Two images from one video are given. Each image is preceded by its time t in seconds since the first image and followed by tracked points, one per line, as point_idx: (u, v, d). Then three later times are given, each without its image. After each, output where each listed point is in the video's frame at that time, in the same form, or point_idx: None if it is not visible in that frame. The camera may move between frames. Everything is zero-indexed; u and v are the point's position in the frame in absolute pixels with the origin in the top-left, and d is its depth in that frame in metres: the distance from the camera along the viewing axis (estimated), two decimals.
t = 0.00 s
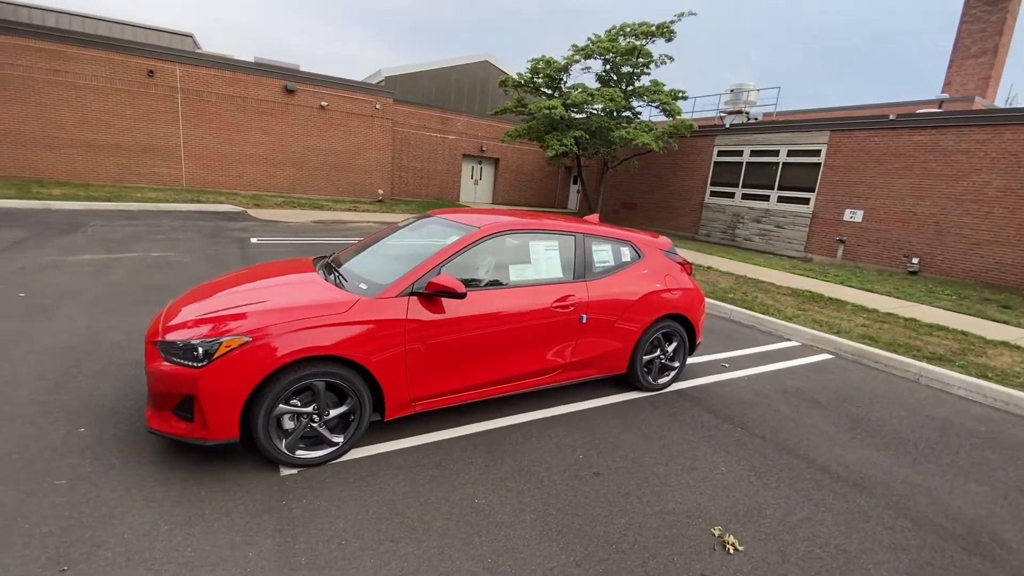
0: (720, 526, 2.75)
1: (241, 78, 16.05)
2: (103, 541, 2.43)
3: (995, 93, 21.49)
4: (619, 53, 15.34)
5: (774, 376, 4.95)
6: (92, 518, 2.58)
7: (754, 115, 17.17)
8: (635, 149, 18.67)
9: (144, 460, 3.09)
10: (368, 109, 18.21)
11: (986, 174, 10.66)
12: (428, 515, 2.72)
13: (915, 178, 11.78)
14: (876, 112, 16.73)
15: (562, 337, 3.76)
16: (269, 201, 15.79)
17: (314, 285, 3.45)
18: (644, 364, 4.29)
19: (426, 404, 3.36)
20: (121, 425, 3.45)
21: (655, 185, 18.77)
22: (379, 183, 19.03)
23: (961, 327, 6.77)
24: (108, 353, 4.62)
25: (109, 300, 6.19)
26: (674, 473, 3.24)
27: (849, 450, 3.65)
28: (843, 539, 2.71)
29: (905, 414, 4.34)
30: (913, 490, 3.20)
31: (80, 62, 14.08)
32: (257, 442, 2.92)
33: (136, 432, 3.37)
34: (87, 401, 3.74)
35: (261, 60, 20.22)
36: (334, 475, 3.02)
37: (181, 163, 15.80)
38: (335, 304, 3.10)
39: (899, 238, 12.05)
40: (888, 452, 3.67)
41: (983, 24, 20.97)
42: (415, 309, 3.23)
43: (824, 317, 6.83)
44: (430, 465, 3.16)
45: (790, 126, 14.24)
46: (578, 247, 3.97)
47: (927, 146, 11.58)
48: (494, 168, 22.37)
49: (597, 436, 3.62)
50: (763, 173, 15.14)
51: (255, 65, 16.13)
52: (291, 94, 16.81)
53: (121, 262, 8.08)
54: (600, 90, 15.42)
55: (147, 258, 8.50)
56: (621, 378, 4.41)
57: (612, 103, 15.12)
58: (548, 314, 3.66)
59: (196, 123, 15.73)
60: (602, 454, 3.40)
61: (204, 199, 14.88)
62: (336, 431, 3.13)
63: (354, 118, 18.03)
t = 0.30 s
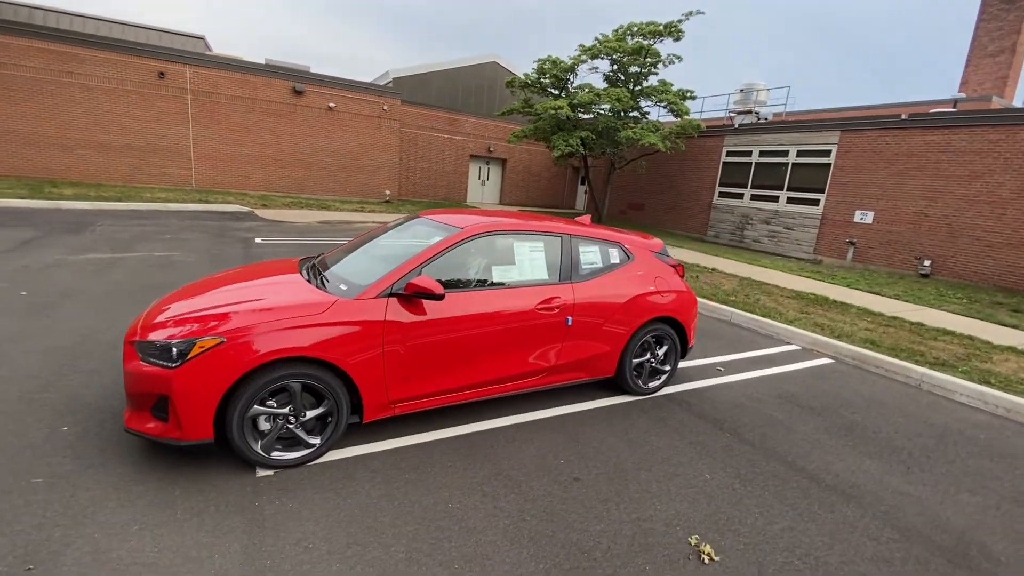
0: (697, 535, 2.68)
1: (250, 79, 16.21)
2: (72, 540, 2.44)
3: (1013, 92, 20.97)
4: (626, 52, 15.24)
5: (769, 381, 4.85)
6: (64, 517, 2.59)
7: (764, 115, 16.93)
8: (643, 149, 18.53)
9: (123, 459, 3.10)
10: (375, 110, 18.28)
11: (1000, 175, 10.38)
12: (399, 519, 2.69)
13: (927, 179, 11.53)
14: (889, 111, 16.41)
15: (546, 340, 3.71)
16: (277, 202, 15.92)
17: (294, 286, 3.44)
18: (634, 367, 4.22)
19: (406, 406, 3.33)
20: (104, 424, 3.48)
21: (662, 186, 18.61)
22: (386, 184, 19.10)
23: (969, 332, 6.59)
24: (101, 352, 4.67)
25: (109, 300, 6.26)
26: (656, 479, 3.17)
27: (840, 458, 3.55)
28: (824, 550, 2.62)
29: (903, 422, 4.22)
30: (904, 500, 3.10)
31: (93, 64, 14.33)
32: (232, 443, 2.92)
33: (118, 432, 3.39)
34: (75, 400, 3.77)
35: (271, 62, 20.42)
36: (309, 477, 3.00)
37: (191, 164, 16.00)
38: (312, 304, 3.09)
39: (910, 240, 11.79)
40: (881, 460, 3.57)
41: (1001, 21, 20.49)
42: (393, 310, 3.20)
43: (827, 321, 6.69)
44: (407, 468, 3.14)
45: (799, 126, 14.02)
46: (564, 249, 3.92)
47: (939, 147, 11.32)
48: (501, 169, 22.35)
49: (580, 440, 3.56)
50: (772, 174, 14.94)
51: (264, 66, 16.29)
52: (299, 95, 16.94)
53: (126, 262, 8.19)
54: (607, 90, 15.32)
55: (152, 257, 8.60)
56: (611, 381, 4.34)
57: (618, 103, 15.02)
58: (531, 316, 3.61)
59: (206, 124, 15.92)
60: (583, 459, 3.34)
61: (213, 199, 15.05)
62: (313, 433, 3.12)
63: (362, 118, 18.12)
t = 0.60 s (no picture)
0: (681, 541, 2.63)
1: (260, 81, 16.37)
2: (52, 537, 2.45)
3: None
4: (634, 51, 15.13)
5: (768, 384, 4.76)
6: (47, 514, 2.61)
7: (774, 114, 16.72)
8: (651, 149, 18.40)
9: (111, 457, 3.12)
10: (383, 111, 18.35)
11: (1016, 174, 10.13)
12: (379, 521, 2.66)
13: (940, 178, 11.28)
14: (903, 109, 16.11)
15: (535, 341, 3.67)
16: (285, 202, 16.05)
17: (282, 285, 3.44)
18: (627, 369, 4.16)
19: (392, 406, 3.31)
20: (95, 422, 3.50)
21: (671, 186, 18.46)
22: (394, 184, 19.18)
23: (979, 335, 6.43)
24: (99, 351, 4.72)
25: (111, 299, 6.32)
26: (644, 483, 3.11)
27: (837, 463, 3.46)
28: (812, 559, 2.55)
29: (905, 427, 4.11)
30: (900, 508, 3.01)
31: (105, 66, 14.56)
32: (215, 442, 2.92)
33: (108, 430, 3.41)
34: (68, 399, 3.81)
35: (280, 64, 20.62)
36: (292, 476, 2.99)
37: (202, 165, 16.19)
38: (296, 304, 3.08)
39: (923, 241, 11.56)
40: (879, 466, 3.47)
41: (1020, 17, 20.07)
42: (379, 310, 3.18)
43: (832, 323, 6.57)
44: (392, 468, 3.11)
45: (810, 125, 13.81)
46: (555, 248, 3.88)
47: (953, 145, 11.09)
48: (509, 169, 22.35)
49: (568, 442, 3.51)
50: (781, 173, 14.74)
51: (273, 68, 16.44)
52: (308, 96, 17.07)
53: (132, 261, 8.28)
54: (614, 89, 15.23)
55: (158, 257, 8.69)
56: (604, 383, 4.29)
57: (626, 103, 14.91)
58: (520, 316, 3.58)
59: (216, 125, 16.10)
60: (571, 461, 3.29)
61: (222, 199, 15.21)
62: (298, 432, 3.11)
63: (370, 119, 18.22)
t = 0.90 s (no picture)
0: (669, 548, 2.54)
1: (269, 81, 16.47)
2: (29, 535, 2.43)
3: None
4: (643, 49, 14.97)
5: (771, 386, 4.63)
6: (26, 512, 2.59)
7: (786, 111, 16.44)
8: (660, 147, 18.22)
9: (96, 455, 3.11)
10: (391, 110, 18.36)
11: None
12: (358, 523, 2.61)
13: (957, 176, 10.99)
14: (919, 106, 15.75)
15: (525, 341, 3.60)
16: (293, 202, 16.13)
17: (269, 283, 3.40)
18: (623, 370, 4.07)
19: (378, 406, 3.26)
20: (84, 419, 3.50)
21: (680, 185, 18.27)
22: (401, 184, 19.20)
23: (993, 336, 6.23)
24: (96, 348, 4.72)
25: (113, 297, 6.36)
26: (634, 486, 3.03)
27: (838, 469, 3.34)
28: (806, 569, 2.45)
29: (913, 432, 3.96)
30: (902, 517, 2.89)
31: (118, 68, 14.75)
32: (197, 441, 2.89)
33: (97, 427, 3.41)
34: (61, 396, 3.82)
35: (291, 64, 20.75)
36: (275, 477, 2.96)
37: (211, 165, 16.34)
38: (280, 302, 3.04)
39: (939, 240, 11.27)
40: (882, 472, 3.34)
41: None
42: (364, 309, 3.13)
43: (840, 323, 6.40)
44: (376, 468, 3.06)
45: (822, 122, 13.56)
46: (548, 247, 3.81)
47: (970, 142, 10.80)
48: (517, 168, 22.29)
49: (560, 444, 3.43)
50: (793, 172, 14.48)
51: (282, 68, 16.54)
52: (316, 96, 17.15)
53: (137, 260, 8.35)
54: (622, 87, 15.08)
55: (163, 256, 8.75)
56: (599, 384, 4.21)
57: (634, 100, 14.76)
58: (510, 315, 3.50)
59: (226, 125, 16.24)
60: (561, 464, 3.21)
61: (231, 199, 15.34)
62: (281, 432, 3.08)
63: (378, 119, 18.26)
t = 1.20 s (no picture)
0: (655, 562, 2.41)
1: (278, 83, 16.54)
2: None
3: None
4: (652, 46, 14.76)
5: (775, 391, 4.47)
6: None
7: (800, 108, 16.10)
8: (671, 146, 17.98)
9: (77, 457, 3.07)
10: (399, 110, 18.34)
11: None
12: (333, 532, 2.53)
13: (977, 173, 10.65)
14: (938, 102, 15.31)
15: (514, 342, 3.49)
16: (301, 202, 16.19)
17: (251, 283, 3.33)
18: (618, 373, 3.95)
19: (361, 409, 3.18)
20: (69, 420, 3.47)
21: (690, 184, 18.02)
22: (410, 184, 19.20)
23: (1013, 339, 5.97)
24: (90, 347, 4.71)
25: (115, 296, 6.38)
26: (623, 496, 2.90)
27: (841, 480, 3.18)
28: None
29: (925, 441, 3.76)
30: (907, 532, 2.73)
31: (131, 71, 14.93)
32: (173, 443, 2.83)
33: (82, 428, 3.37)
34: (49, 395, 3.80)
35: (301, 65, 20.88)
36: (254, 481, 2.89)
37: (222, 166, 16.47)
38: (259, 302, 2.97)
39: (958, 240, 10.93)
40: (889, 484, 3.18)
41: None
42: (345, 309, 3.04)
43: (851, 325, 6.20)
44: (357, 474, 2.98)
45: (836, 119, 13.25)
46: (540, 246, 3.69)
47: (991, 138, 10.44)
48: (526, 168, 22.18)
49: (549, 450, 3.32)
50: (806, 170, 14.18)
51: (291, 69, 16.61)
52: (325, 97, 17.21)
53: (143, 259, 8.40)
54: (631, 85, 14.90)
55: (168, 255, 8.79)
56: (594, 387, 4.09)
57: (643, 98, 14.56)
58: (498, 317, 3.40)
59: (236, 126, 16.36)
60: (548, 471, 3.10)
61: (240, 199, 15.44)
62: (261, 435, 3.01)
63: (386, 119, 18.26)
